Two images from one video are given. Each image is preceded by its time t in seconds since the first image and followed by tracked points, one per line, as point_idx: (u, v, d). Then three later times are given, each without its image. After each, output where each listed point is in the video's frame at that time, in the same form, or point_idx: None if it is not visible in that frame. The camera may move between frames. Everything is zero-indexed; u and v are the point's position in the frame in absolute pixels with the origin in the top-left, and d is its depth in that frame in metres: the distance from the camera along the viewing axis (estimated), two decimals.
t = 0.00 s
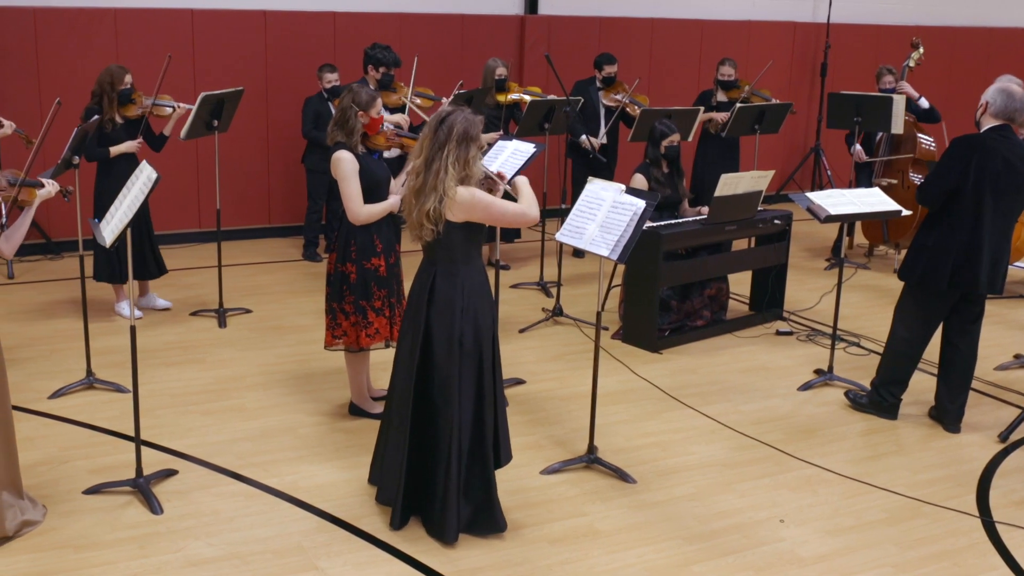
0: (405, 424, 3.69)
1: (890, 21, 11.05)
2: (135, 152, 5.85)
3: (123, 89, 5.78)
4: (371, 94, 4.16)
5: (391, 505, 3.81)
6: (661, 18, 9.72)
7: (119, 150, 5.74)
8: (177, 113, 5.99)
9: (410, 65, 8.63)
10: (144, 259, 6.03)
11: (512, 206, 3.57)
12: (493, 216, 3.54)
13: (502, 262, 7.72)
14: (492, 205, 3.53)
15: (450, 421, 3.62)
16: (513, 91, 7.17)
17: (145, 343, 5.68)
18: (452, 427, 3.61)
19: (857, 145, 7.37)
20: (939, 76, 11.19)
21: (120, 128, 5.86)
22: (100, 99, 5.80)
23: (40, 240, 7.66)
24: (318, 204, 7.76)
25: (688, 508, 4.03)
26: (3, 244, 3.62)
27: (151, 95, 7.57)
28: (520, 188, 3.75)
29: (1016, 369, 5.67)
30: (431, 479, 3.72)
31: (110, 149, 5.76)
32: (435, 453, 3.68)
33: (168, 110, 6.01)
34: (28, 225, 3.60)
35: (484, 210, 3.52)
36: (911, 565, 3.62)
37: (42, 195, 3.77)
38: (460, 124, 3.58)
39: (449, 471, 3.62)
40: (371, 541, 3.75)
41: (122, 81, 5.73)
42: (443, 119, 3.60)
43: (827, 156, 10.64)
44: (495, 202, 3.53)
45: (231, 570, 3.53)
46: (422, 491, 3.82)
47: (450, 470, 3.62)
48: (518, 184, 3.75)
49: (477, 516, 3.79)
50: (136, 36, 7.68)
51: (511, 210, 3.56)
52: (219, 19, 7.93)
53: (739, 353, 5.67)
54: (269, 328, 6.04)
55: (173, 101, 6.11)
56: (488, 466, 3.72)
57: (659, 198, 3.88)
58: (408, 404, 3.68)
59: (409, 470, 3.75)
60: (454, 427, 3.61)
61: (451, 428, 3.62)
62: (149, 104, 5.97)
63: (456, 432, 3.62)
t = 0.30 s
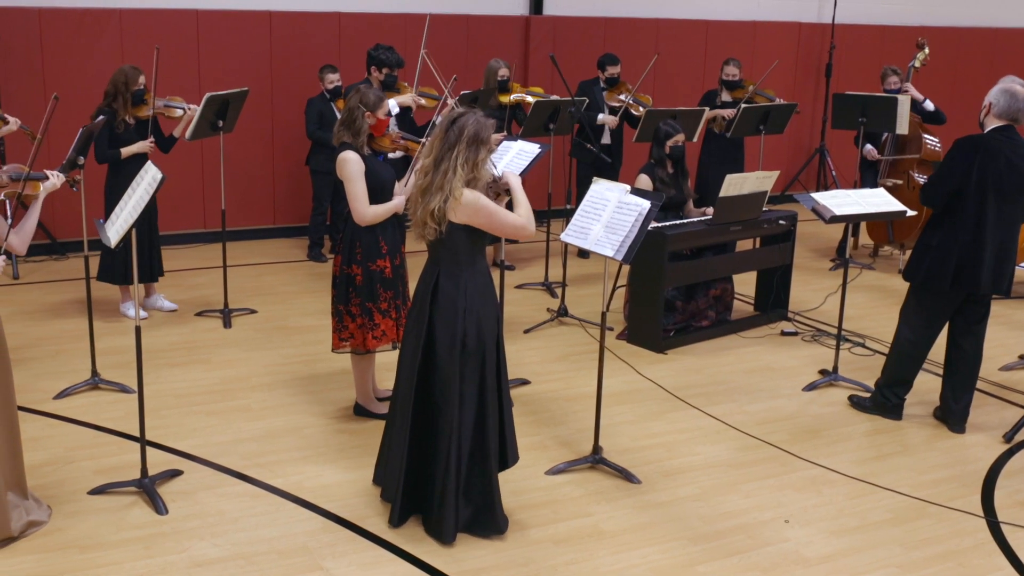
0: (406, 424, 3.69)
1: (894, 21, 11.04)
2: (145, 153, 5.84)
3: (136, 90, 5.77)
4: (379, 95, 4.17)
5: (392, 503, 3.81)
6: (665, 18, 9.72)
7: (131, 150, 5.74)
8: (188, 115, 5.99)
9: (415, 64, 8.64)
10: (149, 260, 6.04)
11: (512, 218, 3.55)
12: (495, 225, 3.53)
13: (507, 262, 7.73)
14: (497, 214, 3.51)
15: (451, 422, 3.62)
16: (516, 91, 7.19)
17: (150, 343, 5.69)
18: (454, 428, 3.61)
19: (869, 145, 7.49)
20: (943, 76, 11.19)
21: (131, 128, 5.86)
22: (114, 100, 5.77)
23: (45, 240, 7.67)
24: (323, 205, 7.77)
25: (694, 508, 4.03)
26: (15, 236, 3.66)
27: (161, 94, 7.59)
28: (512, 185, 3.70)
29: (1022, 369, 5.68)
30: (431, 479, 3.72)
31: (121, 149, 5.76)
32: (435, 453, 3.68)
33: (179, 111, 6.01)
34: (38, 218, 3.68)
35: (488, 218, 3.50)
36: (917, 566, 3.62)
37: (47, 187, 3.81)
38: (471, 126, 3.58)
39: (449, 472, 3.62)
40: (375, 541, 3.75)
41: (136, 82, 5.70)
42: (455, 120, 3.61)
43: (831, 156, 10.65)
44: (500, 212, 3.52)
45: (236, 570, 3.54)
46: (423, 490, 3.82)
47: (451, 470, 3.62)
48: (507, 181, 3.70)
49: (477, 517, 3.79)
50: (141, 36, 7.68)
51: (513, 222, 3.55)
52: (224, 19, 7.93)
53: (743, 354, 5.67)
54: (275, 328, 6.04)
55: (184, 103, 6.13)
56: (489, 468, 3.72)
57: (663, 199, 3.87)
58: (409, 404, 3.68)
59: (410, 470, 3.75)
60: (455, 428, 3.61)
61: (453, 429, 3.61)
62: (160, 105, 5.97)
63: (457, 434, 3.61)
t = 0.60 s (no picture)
0: (411, 424, 3.69)
1: (900, 21, 11.04)
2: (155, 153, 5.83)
3: (145, 90, 5.77)
4: (386, 96, 4.22)
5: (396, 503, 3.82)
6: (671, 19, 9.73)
7: (139, 150, 5.72)
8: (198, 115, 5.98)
9: (422, 65, 8.64)
10: (155, 261, 6.04)
11: (515, 224, 3.57)
12: (497, 229, 3.54)
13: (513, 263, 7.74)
14: (499, 218, 3.53)
15: (456, 423, 3.62)
16: (519, 92, 7.19)
17: (155, 343, 5.69)
18: (459, 429, 3.61)
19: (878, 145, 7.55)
20: (949, 77, 11.19)
21: (141, 129, 5.86)
22: (123, 100, 5.79)
23: (51, 240, 7.67)
24: (328, 206, 7.77)
25: (699, 509, 4.03)
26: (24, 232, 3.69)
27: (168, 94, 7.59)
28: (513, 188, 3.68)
29: None
30: (436, 479, 3.73)
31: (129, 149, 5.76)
32: (441, 453, 3.68)
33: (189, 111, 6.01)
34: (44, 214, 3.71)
35: (490, 220, 3.51)
36: (923, 566, 3.62)
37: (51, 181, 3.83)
38: (476, 127, 3.59)
39: (454, 472, 3.62)
40: (381, 541, 3.76)
41: (145, 83, 5.70)
42: (461, 120, 3.62)
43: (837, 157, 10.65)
44: (502, 216, 3.53)
45: (242, 571, 3.54)
46: (428, 491, 3.82)
47: (457, 470, 3.62)
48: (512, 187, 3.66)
49: (482, 517, 3.80)
50: (146, 36, 7.68)
51: (514, 228, 3.57)
52: (230, 20, 7.94)
53: (748, 354, 5.67)
54: (281, 329, 6.05)
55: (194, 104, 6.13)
56: (495, 469, 3.72)
57: (669, 199, 3.88)
58: (414, 404, 3.68)
59: (415, 470, 3.76)
60: (460, 429, 3.61)
61: (458, 430, 3.61)
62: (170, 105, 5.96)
63: (463, 435, 3.61)
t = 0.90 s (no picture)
0: (421, 426, 3.70)
1: (906, 22, 11.05)
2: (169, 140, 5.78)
3: (153, 90, 5.75)
4: (390, 97, 4.22)
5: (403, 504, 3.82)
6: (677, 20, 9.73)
7: (154, 137, 5.68)
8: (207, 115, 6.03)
9: (428, 66, 8.65)
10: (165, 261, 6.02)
11: (525, 233, 3.57)
12: (505, 233, 3.53)
13: (518, 263, 7.74)
14: (508, 222, 3.52)
15: (467, 424, 3.63)
16: (520, 91, 7.17)
17: (161, 344, 5.69)
18: (470, 430, 3.61)
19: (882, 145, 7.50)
20: (954, 78, 11.20)
21: (150, 129, 5.85)
22: (131, 101, 5.78)
23: (58, 241, 7.67)
24: (334, 206, 7.77)
25: (705, 509, 4.03)
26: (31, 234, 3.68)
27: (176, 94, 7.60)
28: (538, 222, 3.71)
29: None
30: (447, 480, 3.73)
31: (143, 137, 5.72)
32: (452, 454, 3.69)
33: (198, 111, 6.00)
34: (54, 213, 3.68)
35: (499, 223, 3.51)
36: (929, 566, 3.62)
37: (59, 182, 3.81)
38: (474, 124, 3.58)
39: (466, 473, 3.63)
40: (387, 541, 3.76)
41: (152, 82, 5.70)
42: (458, 120, 3.61)
43: (842, 157, 10.66)
44: (511, 221, 3.53)
45: (248, 571, 3.54)
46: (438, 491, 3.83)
47: (467, 469, 3.63)
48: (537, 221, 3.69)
49: (494, 516, 3.80)
50: (152, 37, 7.68)
51: (522, 236, 3.55)
52: (235, 20, 7.94)
53: (754, 355, 5.67)
54: (287, 330, 6.05)
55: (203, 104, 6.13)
56: (506, 469, 3.73)
57: (675, 200, 3.88)
58: (423, 407, 3.69)
59: (425, 471, 3.76)
60: (471, 430, 3.61)
61: (469, 431, 3.62)
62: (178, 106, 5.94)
63: (474, 435, 3.62)
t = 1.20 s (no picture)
0: (428, 427, 3.70)
1: (913, 22, 11.04)
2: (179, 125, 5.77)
3: (158, 92, 5.76)
4: (398, 99, 4.22)
5: (410, 506, 3.82)
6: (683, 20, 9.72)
7: (165, 123, 5.67)
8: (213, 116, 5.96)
9: (434, 66, 8.65)
10: (172, 261, 6.02)
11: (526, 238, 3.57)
12: (508, 237, 3.55)
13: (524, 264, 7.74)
14: (512, 226, 3.53)
15: (474, 424, 3.63)
16: (522, 92, 7.17)
17: (167, 345, 5.69)
18: (478, 430, 3.62)
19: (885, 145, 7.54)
20: (961, 79, 11.20)
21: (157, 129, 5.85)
22: (136, 102, 5.76)
23: (63, 242, 7.68)
24: (341, 207, 7.77)
25: (711, 510, 4.03)
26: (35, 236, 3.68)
27: (183, 95, 7.61)
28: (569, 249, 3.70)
29: None
30: (454, 480, 3.74)
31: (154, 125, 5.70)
32: (460, 454, 3.69)
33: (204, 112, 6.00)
34: (59, 215, 3.64)
35: (502, 228, 3.52)
36: (935, 567, 3.62)
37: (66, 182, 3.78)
38: (478, 124, 3.58)
39: (473, 473, 3.63)
40: (393, 542, 3.76)
41: (158, 84, 5.73)
42: (461, 120, 3.60)
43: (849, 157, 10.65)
44: (516, 225, 3.54)
45: (253, 572, 3.54)
46: (444, 491, 3.83)
47: (474, 470, 3.63)
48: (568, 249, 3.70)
49: (502, 516, 3.81)
50: (158, 38, 7.69)
51: (524, 241, 3.56)
52: (241, 21, 7.95)
53: (760, 355, 5.67)
54: (294, 330, 6.04)
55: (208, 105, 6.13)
56: (513, 468, 3.73)
57: (681, 200, 3.88)
58: (431, 407, 3.69)
59: (432, 471, 3.76)
60: (479, 430, 3.62)
61: (476, 431, 3.62)
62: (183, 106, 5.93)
63: (482, 435, 3.62)
